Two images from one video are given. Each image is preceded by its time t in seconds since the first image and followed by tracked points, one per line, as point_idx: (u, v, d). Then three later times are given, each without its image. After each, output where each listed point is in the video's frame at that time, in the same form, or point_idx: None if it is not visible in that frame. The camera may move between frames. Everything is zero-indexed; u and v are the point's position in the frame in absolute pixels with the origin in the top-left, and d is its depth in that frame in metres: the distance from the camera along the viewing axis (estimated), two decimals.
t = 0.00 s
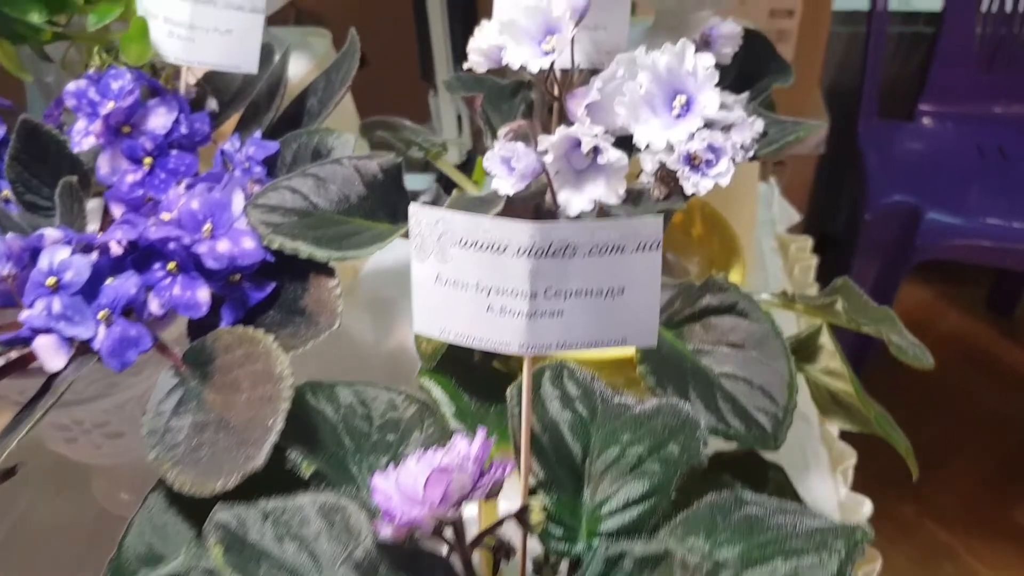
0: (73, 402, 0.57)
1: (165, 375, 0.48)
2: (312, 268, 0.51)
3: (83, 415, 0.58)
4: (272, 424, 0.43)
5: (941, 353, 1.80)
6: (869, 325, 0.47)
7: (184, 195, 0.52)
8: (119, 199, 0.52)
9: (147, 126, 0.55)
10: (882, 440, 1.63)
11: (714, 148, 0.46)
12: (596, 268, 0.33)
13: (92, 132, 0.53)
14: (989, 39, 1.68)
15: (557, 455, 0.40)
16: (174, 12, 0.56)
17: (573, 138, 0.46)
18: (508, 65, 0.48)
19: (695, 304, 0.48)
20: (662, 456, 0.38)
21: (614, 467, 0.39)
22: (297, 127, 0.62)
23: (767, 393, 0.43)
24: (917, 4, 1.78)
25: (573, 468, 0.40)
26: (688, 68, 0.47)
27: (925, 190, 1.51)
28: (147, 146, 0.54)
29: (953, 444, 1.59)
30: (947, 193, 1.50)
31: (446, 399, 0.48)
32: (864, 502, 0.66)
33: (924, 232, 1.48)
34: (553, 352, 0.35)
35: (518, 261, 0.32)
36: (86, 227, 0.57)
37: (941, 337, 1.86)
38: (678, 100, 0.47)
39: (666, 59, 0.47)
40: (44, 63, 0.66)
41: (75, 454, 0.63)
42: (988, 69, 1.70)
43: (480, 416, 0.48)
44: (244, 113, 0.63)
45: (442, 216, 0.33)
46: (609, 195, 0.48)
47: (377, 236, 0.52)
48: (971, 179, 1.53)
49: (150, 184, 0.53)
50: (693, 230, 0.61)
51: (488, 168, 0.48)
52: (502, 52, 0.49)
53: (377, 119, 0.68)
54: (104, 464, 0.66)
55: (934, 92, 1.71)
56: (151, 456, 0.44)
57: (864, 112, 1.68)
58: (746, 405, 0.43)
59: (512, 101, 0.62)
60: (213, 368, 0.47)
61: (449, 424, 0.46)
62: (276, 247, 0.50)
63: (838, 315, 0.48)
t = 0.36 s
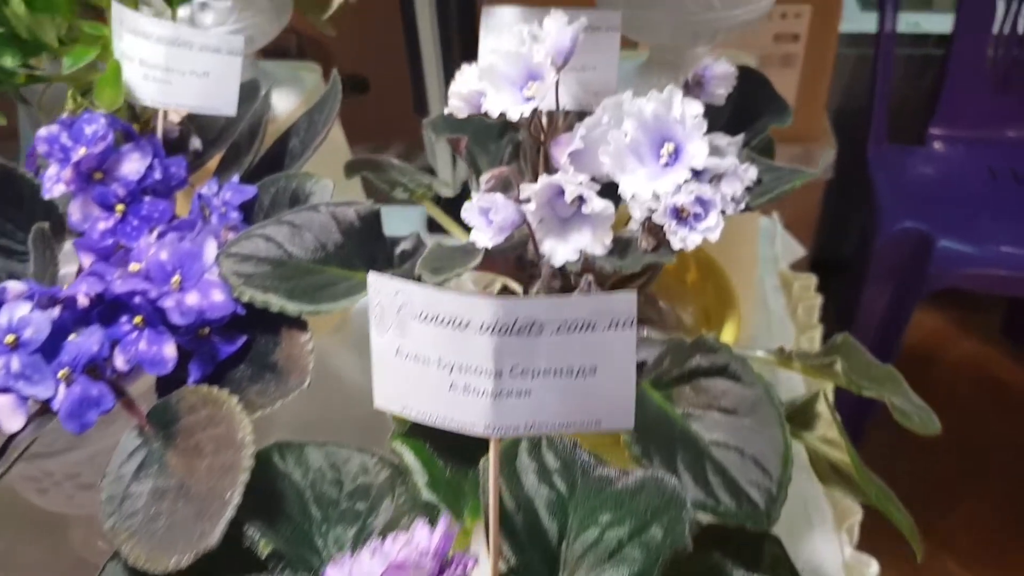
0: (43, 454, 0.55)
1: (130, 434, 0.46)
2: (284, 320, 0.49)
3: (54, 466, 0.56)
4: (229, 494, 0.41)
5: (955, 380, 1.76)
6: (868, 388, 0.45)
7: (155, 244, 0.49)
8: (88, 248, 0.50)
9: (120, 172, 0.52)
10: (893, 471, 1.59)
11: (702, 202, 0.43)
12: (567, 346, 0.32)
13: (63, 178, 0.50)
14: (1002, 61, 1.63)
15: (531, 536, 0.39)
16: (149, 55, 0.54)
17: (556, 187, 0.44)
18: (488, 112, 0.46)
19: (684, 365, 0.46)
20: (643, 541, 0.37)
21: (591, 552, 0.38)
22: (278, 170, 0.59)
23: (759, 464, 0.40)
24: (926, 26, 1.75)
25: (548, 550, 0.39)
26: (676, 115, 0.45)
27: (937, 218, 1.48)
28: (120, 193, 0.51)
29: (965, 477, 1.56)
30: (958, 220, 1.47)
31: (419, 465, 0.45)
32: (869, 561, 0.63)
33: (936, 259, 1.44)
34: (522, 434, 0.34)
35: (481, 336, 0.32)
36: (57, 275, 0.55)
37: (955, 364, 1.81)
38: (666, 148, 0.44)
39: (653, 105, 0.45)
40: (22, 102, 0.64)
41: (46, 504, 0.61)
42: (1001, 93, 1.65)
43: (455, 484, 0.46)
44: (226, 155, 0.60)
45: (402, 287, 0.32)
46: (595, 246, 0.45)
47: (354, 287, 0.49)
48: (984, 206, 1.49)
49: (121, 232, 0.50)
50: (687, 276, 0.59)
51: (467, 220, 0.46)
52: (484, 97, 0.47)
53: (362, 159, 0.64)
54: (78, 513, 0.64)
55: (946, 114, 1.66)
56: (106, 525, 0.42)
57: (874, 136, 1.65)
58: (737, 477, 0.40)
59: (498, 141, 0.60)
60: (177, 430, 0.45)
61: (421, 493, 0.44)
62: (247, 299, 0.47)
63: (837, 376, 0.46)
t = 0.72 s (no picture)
0: (26, 488, 0.53)
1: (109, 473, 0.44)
2: (270, 357, 0.48)
3: (37, 501, 0.55)
4: (203, 543, 0.40)
5: (971, 404, 1.72)
6: (870, 435, 0.43)
7: (139, 277, 0.48)
8: (70, 282, 0.50)
9: (106, 204, 0.52)
10: (906, 498, 1.55)
11: (696, 241, 0.42)
12: (545, 403, 0.35)
13: (46, 212, 0.50)
14: (1015, 83, 1.56)
15: None
16: (138, 85, 0.54)
17: (547, 224, 0.43)
18: (478, 146, 0.45)
19: (680, 411, 0.44)
20: None
21: None
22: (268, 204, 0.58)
23: (756, 517, 0.39)
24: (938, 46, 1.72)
25: None
26: (671, 151, 0.43)
27: (949, 242, 1.45)
28: (104, 225, 0.50)
29: (981, 505, 1.52)
30: (970, 244, 1.44)
31: (403, 511, 0.43)
32: None
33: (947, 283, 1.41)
34: (497, 489, 0.36)
35: (456, 393, 0.35)
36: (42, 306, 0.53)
37: (973, 385, 1.76)
38: (660, 185, 0.43)
39: (647, 141, 0.44)
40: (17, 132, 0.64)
41: (31, 537, 0.60)
42: (1015, 114, 1.59)
43: (440, 531, 0.43)
44: (218, 183, 0.59)
45: (379, 342, 0.35)
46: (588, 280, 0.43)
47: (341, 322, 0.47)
48: (997, 230, 1.46)
49: (105, 264, 0.50)
50: (685, 311, 0.58)
51: (456, 258, 0.44)
52: (474, 131, 0.46)
53: (358, 187, 0.63)
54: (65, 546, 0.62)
55: (957, 136, 1.62)
56: (79, 570, 0.41)
57: (885, 157, 1.62)
58: (732, 530, 0.39)
59: (493, 172, 0.58)
60: (156, 473, 0.43)
61: (404, 541, 0.43)
62: (230, 335, 0.45)
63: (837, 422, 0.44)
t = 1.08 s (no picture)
0: (15, 522, 0.52)
1: (98, 513, 0.43)
2: (263, 393, 0.47)
3: (27, 535, 0.53)
4: None
5: (985, 428, 1.68)
6: (881, 483, 0.42)
7: (131, 310, 0.47)
8: (60, 314, 0.49)
9: (98, 233, 0.51)
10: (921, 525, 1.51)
11: (703, 280, 0.40)
12: (541, 461, 0.35)
13: (36, 242, 0.49)
14: None
15: None
16: (133, 111, 0.53)
17: (550, 257, 0.42)
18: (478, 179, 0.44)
19: (684, 455, 0.42)
20: None
21: None
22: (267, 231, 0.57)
23: (762, 567, 0.37)
24: (951, 67, 1.70)
25: None
26: (677, 186, 0.42)
27: (962, 264, 1.42)
28: (97, 255, 0.49)
29: (998, 533, 1.48)
30: (983, 266, 1.41)
31: (398, 558, 0.43)
32: None
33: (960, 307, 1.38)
34: (491, 549, 0.36)
35: (447, 449, 0.34)
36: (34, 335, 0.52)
37: (988, 408, 1.72)
38: (666, 221, 0.42)
39: (652, 175, 0.42)
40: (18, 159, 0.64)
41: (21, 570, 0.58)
42: None
43: None
44: (216, 211, 0.58)
45: (364, 393, 0.35)
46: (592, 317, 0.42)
47: (337, 358, 0.45)
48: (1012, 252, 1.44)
49: (97, 295, 0.48)
50: (693, 346, 0.58)
51: (454, 293, 0.43)
52: (475, 162, 0.45)
53: (356, 216, 0.61)
54: None
55: (970, 157, 1.59)
56: None
57: (896, 178, 1.60)
58: None
59: (496, 203, 0.57)
60: (144, 515, 0.42)
61: None
62: (223, 371, 0.43)
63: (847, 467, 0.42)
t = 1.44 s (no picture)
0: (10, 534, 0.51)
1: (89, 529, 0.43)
2: (258, 409, 0.46)
3: (21, 547, 0.53)
4: None
5: (998, 445, 1.65)
6: (890, 512, 0.41)
7: (126, 322, 0.46)
8: (56, 325, 0.49)
9: (96, 244, 0.50)
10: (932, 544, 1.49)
11: (708, 301, 0.39)
12: (534, 492, 0.34)
13: (33, 252, 0.49)
14: None
15: None
16: (133, 121, 0.53)
17: (552, 274, 0.41)
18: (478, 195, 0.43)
19: (686, 480, 0.41)
20: None
21: None
22: (266, 243, 0.56)
23: None
24: (965, 80, 1.68)
25: None
26: (682, 205, 0.41)
27: (977, 280, 1.40)
28: (94, 266, 0.49)
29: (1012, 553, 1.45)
30: (997, 283, 1.39)
31: None
32: None
33: (973, 323, 1.36)
34: None
35: (437, 477, 0.34)
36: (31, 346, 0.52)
37: (1001, 425, 1.70)
38: (671, 239, 0.41)
39: (657, 194, 0.41)
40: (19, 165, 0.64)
41: None
42: None
43: None
44: (216, 221, 0.58)
45: (351, 416, 0.35)
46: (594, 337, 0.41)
47: (332, 376, 0.45)
48: None
49: (94, 307, 0.48)
50: (699, 366, 0.57)
51: (453, 310, 0.42)
52: (476, 177, 0.45)
53: (361, 226, 0.61)
54: None
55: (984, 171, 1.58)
56: None
57: (909, 192, 1.58)
58: None
59: (499, 216, 0.56)
60: (136, 532, 0.41)
61: None
62: (217, 386, 0.42)
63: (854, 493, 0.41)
